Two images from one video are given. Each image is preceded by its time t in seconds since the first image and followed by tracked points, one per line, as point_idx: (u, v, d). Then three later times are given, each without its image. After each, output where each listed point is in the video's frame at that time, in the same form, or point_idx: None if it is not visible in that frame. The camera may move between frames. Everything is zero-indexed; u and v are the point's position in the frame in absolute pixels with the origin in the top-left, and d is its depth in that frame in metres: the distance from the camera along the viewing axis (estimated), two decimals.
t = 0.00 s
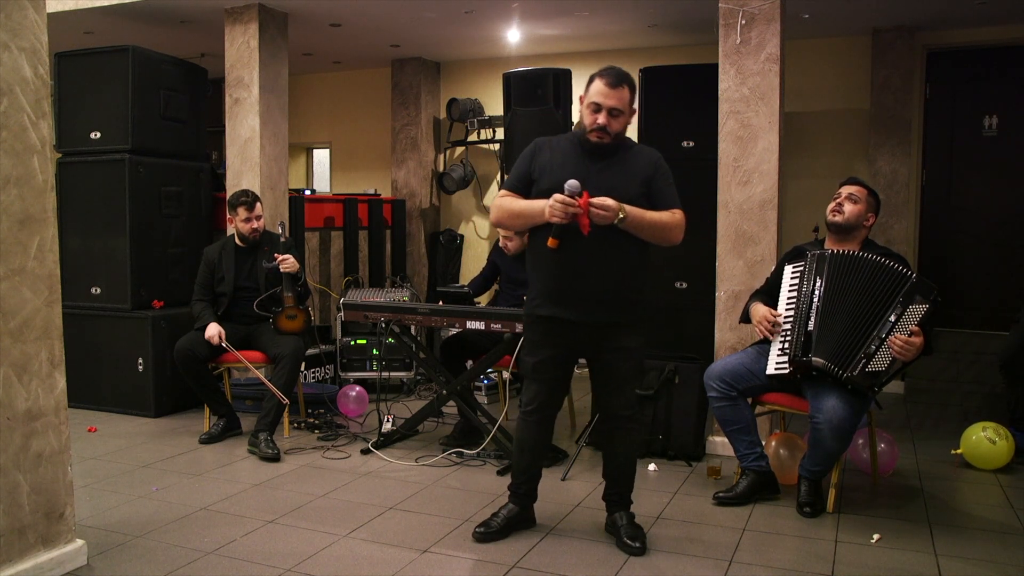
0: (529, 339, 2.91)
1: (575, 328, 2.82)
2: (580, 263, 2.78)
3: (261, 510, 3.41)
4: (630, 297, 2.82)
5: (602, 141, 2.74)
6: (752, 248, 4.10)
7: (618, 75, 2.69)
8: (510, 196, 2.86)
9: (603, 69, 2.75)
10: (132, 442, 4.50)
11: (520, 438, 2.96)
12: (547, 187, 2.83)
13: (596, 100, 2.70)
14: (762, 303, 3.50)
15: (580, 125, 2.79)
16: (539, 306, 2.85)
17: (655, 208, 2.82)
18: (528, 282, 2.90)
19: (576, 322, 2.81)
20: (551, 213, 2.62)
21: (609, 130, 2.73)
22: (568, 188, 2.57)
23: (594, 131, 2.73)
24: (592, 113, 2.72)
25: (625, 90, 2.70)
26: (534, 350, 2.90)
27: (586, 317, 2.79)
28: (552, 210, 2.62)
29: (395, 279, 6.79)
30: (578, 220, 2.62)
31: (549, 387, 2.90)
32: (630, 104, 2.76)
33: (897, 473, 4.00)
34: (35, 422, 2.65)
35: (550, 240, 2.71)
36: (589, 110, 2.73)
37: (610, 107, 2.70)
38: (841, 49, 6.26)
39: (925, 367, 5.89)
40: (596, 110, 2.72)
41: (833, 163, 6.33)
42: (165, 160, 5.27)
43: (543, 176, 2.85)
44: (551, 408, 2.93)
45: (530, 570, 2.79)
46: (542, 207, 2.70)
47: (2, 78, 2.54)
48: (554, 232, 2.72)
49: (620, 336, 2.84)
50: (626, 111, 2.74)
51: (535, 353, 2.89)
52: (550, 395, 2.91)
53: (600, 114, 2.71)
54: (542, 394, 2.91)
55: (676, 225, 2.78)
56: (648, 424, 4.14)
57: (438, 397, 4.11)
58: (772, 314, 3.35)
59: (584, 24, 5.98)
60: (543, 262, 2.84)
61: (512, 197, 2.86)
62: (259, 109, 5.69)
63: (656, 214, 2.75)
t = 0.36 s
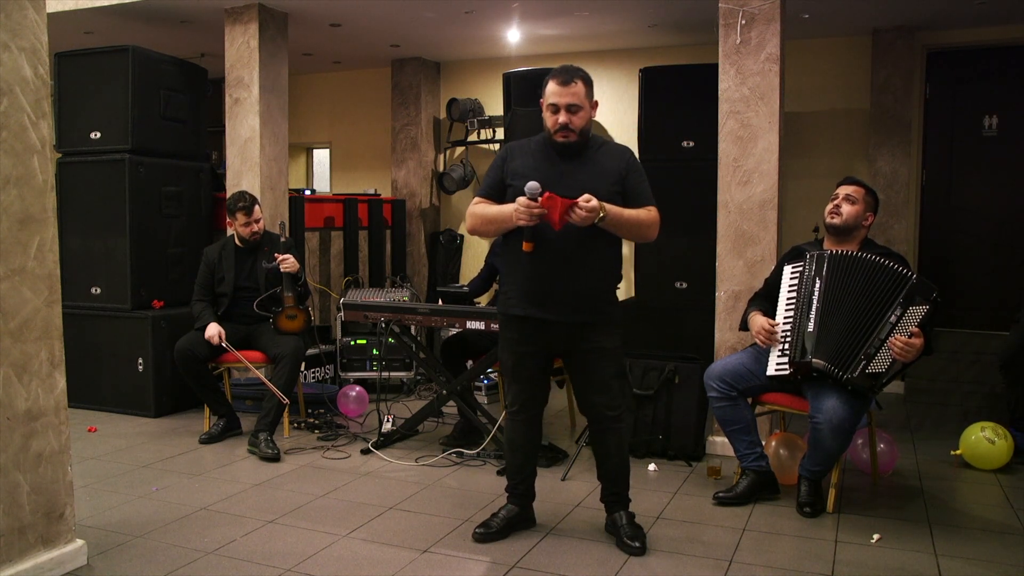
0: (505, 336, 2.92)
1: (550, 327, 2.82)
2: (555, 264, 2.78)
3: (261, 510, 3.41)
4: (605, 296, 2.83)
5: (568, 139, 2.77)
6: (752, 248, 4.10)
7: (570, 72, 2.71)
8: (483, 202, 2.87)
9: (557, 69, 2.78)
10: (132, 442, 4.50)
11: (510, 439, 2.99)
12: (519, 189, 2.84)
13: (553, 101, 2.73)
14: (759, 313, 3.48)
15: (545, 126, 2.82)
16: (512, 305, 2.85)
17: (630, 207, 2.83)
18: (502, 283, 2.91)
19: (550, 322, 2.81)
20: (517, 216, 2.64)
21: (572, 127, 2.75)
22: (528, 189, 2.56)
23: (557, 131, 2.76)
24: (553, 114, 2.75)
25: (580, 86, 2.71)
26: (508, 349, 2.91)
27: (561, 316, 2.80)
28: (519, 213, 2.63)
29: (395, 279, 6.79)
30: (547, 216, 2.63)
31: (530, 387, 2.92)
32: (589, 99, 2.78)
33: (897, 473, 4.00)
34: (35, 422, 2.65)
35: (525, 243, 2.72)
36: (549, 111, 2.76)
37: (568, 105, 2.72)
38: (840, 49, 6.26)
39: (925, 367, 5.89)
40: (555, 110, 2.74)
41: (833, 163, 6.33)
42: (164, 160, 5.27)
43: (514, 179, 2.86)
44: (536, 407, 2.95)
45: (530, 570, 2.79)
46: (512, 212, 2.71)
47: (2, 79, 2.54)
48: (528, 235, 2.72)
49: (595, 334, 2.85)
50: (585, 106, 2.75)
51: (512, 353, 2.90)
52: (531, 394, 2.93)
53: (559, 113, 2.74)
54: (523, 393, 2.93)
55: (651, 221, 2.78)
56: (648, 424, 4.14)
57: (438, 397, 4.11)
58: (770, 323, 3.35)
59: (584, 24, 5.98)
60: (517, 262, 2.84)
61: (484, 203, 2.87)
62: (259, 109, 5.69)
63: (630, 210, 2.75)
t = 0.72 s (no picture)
0: (505, 337, 2.92)
1: (551, 326, 2.83)
2: (555, 262, 2.79)
3: (261, 510, 3.41)
4: (605, 296, 2.83)
5: (554, 131, 2.77)
6: (752, 249, 4.10)
7: (554, 67, 2.77)
8: (479, 204, 2.88)
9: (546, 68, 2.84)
10: (132, 442, 4.50)
11: (511, 441, 2.99)
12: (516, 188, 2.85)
13: (538, 94, 2.78)
14: (755, 326, 3.46)
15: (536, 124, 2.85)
16: (512, 307, 2.87)
17: (629, 205, 2.83)
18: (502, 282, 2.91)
19: (550, 323, 2.82)
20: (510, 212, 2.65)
21: (556, 118, 2.76)
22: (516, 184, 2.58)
23: (543, 123, 2.78)
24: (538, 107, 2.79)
25: (564, 78, 2.75)
26: (509, 349, 2.92)
27: (561, 315, 2.80)
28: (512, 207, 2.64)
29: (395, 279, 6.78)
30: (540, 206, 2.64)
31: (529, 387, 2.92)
32: (576, 94, 2.80)
33: (897, 473, 4.00)
34: (35, 422, 2.65)
35: (527, 236, 2.73)
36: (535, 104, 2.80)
37: (552, 96, 2.76)
38: (840, 49, 6.26)
39: (925, 367, 5.88)
40: (541, 103, 2.78)
41: (833, 163, 6.32)
42: (165, 160, 5.27)
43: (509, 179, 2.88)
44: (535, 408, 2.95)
45: (530, 570, 2.79)
46: (504, 211, 2.72)
47: (1, 79, 2.54)
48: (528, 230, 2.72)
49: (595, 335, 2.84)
50: (571, 99, 2.78)
51: (513, 353, 2.91)
52: (532, 394, 2.93)
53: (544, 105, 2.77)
54: (524, 393, 2.93)
55: (652, 219, 2.78)
56: (648, 424, 4.14)
57: (438, 397, 4.11)
58: (769, 337, 3.33)
59: (584, 23, 5.98)
60: (517, 265, 2.84)
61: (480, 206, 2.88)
62: (259, 109, 5.69)
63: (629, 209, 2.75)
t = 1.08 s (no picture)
0: (522, 338, 2.93)
1: (567, 327, 2.83)
2: (563, 266, 2.80)
3: (261, 510, 3.41)
4: (619, 296, 2.81)
5: (556, 123, 2.79)
6: (752, 249, 4.10)
7: (565, 64, 2.82)
8: (493, 210, 2.92)
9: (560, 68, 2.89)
10: (132, 442, 4.50)
11: (515, 442, 2.99)
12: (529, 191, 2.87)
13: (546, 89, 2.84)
14: (752, 342, 3.46)
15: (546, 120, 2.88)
16: (529, 308, 2.88)
17: (644, 201, 2.83)
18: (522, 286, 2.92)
19: (565, 323, 2.82)
20: (519, 218, 2.69)
21: (559, 110, 2.79)
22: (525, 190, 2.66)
23: (547, 115, 2.81)
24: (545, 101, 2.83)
25: (570, 72, 2.79)
26: (524, 351, 2.92)
27: (575, 316, 2.80)
28: (522, 211, 2.69)
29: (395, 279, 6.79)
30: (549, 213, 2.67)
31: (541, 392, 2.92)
32: (584, 90, 2.81)
33: (897, 473, 4.00)
34: (35, 422, 2.65)
35: (534, 244, 2.78)
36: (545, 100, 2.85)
37: (556, 89, 2.79)
38: (840, 49, 6.26)
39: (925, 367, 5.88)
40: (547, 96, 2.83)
41: (833, 164, 6.32)
42: (165, 160, 5.27)
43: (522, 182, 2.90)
44: (544, 410, 2.95)
45: (530, 570, 2.79)
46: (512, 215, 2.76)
47: (2, 78, 2.54)
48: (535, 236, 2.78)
49: (610, 337, 2.84)
50: (577, 92, 2.79)
51: (527, 355, 2.91)
52: (542, 396, 2.93)
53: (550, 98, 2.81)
54: (533, 395, 2.93)
55: (668, 215, 2.78)
56: (648, 424, 4.14)
57: (438, 397, 4.11)
58: (770, 359, 3.34)
59: (584, 24, 5.98)
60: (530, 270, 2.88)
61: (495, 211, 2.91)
62: (259, 109, 5.69)
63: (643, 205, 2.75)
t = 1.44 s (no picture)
0: (526, 340, 2.93)
1: (571, 328, 2.83)
2: (564, 269, 2.81)
3: (261, 510, 3.41)
4: (622, 296, 2.81)
5: (560, 119, 2.79)
6: (752, 249, 4.10)
7: (575, 64, 2.84)
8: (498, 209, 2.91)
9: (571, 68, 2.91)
10: (132, 442, 4.50)
11: (517, 443, 2.99)
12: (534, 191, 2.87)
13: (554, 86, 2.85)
14: (757, 344, 3.45)
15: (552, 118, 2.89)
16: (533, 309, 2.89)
17: (650, 202, 2.83)
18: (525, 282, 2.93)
19: (566, 323, 2.82)
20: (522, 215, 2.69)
21: (565, 106, 2.79)
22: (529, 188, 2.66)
23: (552, 110, 2.82)
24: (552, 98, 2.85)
25: (580, 71, 2.81)
26: (528, 352, 2.93)
27: (580, 317, 2.80)
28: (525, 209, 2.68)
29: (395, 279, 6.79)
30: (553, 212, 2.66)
31: (544, 393, 2.92)
32: (591, 88, 2.82)
33: (897, 473, 4.00)
34: (35, 422, 2.65)
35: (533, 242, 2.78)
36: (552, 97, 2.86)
37: (563, 86, 2.80)
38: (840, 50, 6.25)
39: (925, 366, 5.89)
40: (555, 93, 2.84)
41: (833, 164, 6.32)
42: (165, 160, 5.27)
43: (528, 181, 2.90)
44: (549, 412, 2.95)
45: (530, 570, 2.79)
46: (516, 214, 2.76)
47: (2, 79, 2.54)
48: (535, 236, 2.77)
49: (615, 339, 2.84)
50: (585, 91, 2.80)
51: (531, 356, 2.92)
52: (546, 396, 2.93)
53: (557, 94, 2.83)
54: (536, 396, 2.93)
55: (674, 217, 2.78)
56: (648, 424, 4.14)
57: (438, 397, 4.11)
58: (775, 363, 3.31)
59: (584, 24, 5.98)
60: (533, 271, 2.89)
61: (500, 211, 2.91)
62: (259, 109, 5.69)
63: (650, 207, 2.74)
